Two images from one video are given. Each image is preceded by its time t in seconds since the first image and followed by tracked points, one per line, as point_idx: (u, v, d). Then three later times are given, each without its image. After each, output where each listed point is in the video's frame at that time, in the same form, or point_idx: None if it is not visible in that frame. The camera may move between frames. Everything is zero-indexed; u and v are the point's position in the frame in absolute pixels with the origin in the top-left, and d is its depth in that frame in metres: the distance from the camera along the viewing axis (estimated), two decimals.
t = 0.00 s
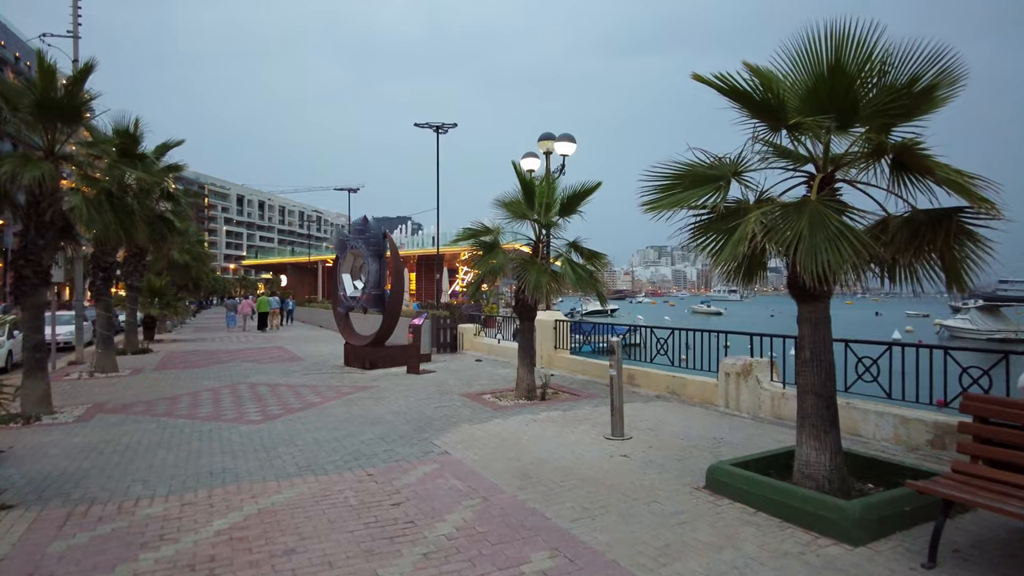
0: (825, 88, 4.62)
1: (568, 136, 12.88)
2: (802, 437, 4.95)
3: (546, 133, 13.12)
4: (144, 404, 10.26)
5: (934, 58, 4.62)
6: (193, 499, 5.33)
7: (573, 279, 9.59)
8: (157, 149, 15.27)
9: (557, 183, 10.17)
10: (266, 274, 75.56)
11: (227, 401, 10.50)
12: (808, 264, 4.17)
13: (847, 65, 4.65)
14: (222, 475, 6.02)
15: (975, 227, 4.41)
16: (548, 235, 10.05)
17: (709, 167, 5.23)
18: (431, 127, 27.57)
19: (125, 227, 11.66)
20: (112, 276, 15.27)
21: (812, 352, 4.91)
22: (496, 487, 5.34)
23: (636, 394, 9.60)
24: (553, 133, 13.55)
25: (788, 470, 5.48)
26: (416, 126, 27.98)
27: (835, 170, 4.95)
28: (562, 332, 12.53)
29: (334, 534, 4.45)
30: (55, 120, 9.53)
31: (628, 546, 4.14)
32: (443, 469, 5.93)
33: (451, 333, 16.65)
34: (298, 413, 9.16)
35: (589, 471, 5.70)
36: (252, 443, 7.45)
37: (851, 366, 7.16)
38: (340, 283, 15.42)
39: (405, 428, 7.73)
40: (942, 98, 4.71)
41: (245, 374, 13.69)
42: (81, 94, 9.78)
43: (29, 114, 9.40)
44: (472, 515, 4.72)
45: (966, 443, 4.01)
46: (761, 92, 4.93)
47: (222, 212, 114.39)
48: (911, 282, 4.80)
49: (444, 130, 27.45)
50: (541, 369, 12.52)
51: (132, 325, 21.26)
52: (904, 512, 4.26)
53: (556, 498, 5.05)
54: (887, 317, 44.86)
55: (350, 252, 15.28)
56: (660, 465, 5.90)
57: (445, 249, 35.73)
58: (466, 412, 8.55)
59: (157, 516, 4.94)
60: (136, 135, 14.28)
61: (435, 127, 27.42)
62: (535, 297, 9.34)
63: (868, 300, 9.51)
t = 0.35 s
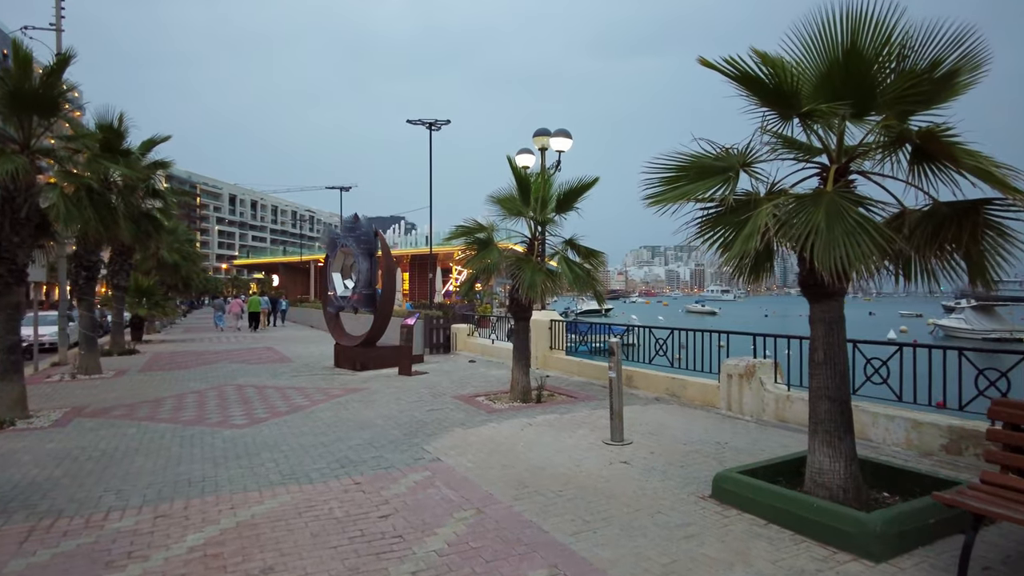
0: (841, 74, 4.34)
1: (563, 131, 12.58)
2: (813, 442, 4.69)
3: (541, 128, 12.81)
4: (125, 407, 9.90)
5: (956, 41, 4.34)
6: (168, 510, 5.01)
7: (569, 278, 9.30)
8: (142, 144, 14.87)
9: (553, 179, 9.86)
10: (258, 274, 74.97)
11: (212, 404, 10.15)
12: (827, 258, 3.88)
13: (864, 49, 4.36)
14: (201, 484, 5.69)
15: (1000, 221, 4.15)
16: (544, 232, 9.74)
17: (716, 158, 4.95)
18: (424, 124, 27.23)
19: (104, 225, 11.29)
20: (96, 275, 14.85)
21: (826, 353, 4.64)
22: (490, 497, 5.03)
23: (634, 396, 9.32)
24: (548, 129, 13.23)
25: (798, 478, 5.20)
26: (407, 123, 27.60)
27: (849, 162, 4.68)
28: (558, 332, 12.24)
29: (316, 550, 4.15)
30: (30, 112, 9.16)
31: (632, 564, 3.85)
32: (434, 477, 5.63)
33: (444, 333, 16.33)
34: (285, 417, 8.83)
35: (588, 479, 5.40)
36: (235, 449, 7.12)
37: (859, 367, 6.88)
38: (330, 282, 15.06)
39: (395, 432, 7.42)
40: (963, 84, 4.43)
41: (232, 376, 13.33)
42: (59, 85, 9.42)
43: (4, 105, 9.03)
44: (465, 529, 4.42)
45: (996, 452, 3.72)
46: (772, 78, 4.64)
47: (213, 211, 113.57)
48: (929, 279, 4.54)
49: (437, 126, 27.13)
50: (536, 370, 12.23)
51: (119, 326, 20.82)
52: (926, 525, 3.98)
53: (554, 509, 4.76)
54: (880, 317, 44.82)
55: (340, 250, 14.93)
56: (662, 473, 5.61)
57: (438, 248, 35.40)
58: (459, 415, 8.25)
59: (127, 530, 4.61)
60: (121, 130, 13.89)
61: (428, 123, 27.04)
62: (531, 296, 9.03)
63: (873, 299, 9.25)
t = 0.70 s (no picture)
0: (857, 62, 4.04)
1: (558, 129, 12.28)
2: (825, 454, 4.42)
3: (535, 125, 12.51)
4: (105, 413, 9.52)
5: (980, 28, 4.04)
6: (138, 528, 4.68)
7: (565, 278, 9.00)
8: (127, 142, 14.49)
9: (548, 177, 9.55)
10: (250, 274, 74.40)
11: (196, 409, 9.79)
12: (846, 257, 3.60)
13: (883, 35, 4.06)
14: (177, 499, 5.36)
15: None
16: (539, 232, 9.44)
17: (723, 152, 4.68)
18: (416, 122, 26.91)
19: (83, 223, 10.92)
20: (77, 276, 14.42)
21: (839, 359, 4.36)
22: (483, 513, 4.73)
23: (632, 401, 9.04)
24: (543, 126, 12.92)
25: (809, 491, 4.93)
26: (399, 121, 27.26)
27: (864, 156, 4.41)
28: (553, 334, 11.95)
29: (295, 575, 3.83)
30: (5, 106, 8.79)
31: None
32: (424, 491, 5.33)
33: (436, 335, 16.02)
34: (270, 423, 8.50)
35: (587, 493, 5.11)
36: (216, 459, 6.79)
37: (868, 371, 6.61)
38: (320, 283, 14.72)
39: (385, 440, 7.12)
40: (985, 74, 4.15)
41: (219, 380, 12.97)
42: (35, 79, 9.05)
43: None
44: (456, 549, 4.11)
45: None
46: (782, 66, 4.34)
47: (205, 211, 112.74)
48: (948, 280, 4.27)
49: (430, 124, 26.82)
50: (531, 373, 11.94)
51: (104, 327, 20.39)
52: (951, 546, 3.71)
53: (550, 526, 4.46)
54: (874, 317, 44.81)
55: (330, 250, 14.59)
56: (665, 485, 5.32)
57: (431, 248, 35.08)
58: (451, 422, 7.94)
59: (92, 550, 4.28)
60: (105, 127, 13.51)
61: (420, 122, 26.71)
62: (525, 298, 8.73)
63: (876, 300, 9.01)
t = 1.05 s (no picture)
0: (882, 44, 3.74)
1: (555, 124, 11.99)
2: (845, 462, 4.14)
3: (532, 121, 12.21)
4: (87, 416, 9.19)
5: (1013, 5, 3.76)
6: (109, 543, 4.36)
7: (564, 277, 8.71)
8: (113, 138, 14.12)
9: (546, 172, 9.25)
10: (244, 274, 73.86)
11: (181, 413, 9.46)
12: (874, 251, 3.31)
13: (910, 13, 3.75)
14: (154, 510, 5.04)
15: None
16: (536, 228, 9.14)
17: (734, 142, 4.41)
18: (410, 119, 26.59)
19: (63, 220, 10.58)
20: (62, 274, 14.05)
21: (861, 361, 4.07)
22: (480, 527, 4.43)
23: (632, 403, 8.76)
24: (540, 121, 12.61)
25: (825, 501, 4.65)
26: (393, 118, 26.89)
27: (886, 145, 4.13)
28: (551, 334, 11.67)
29: None
30: None
31: None
32: (416, 501, 5.03)
33: (431, 335, 15.71)
34: (258, 428, 8.18)
35: (589, 504, 4.82)
36: (199, 465, 6.47)
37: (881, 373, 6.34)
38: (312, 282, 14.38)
39: (376, 446, 6.81)
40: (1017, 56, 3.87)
41: (207, 382, 12.63)
42: (12, 69, 8.70)
43: None
44: (450, 567, 3.82)
45: None
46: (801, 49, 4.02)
47: (199, 211, 112.03)
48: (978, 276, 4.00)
49: (424, 121, 26.50)
50: (528, 374, 11.65)
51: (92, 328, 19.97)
52: (984, 564, 3.44)
53: (551, 540, 4.17)
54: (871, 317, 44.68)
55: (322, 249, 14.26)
56: (672, 495, 5.04)
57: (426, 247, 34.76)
58: (446, 425, 7.64)
59: (56, 569, 3.96)
60: (90, 122, 13.14)
61: (415, 118, 26.37)
62: (523, 297, 8.43)
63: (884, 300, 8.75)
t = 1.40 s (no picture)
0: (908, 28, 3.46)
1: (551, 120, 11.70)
2: (864, 477, 3.87)
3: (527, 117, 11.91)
4: (62, 422, 8.80)
5: None
6: (72, 565, 4.02)
7: (560, 277, 8.42)
8: (94, 133, 13.69)
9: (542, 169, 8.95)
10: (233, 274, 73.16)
11: (162, 418, 9.09)
12: (905, 245, 3.03)
13: None
14: (124, 526, 4.70)
15: None
16: (532, 227, 8.83)
17: (745, 134, 4.14)
18: (402, 115, 26.23)
19: (37, 217, 10.17)
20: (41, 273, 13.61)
21: (882, 367, 3.79)
22: (473, 546, 4.13)
23: (630, 408, 8.49)
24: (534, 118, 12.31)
25: (840, 516, 4.37)
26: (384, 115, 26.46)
27: (909, 138, 3.86)
28: (545, 336, 11.38)
29: None
30: None
31: None
32: (406, 517, 4.72)
33: (423, 336, 15.38)
34: (241, 435, 7.84)
35: (590, 520, 4.53)
36: (177, 476, 6.13)
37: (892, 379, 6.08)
38: (299, 282, 14.02)
39: (364, 455, 6.49)
40: None
41: (191, 385, 12.25)
42: None
43: None
44: None
45: None
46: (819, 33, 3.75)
47: (188, 210, 111.00)
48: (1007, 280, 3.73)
49: (416, 118, 26.14)
50: (522, 377, 11.35)
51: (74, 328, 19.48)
52: None
53: (551, 561, 3.88)
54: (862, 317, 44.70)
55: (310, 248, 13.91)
56: (677, 509, 4.75)
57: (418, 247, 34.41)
58: (437, 432, 7.33)
59: None
60: (70, 117, 12.71)
61: (407, 115, 26.01)
62: (518, 297, 8.13)
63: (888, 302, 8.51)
